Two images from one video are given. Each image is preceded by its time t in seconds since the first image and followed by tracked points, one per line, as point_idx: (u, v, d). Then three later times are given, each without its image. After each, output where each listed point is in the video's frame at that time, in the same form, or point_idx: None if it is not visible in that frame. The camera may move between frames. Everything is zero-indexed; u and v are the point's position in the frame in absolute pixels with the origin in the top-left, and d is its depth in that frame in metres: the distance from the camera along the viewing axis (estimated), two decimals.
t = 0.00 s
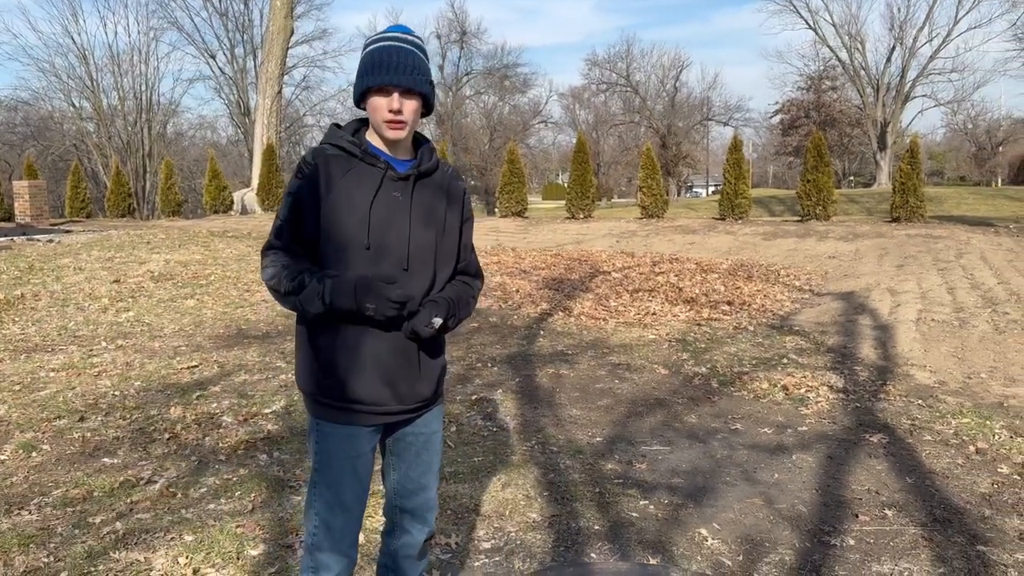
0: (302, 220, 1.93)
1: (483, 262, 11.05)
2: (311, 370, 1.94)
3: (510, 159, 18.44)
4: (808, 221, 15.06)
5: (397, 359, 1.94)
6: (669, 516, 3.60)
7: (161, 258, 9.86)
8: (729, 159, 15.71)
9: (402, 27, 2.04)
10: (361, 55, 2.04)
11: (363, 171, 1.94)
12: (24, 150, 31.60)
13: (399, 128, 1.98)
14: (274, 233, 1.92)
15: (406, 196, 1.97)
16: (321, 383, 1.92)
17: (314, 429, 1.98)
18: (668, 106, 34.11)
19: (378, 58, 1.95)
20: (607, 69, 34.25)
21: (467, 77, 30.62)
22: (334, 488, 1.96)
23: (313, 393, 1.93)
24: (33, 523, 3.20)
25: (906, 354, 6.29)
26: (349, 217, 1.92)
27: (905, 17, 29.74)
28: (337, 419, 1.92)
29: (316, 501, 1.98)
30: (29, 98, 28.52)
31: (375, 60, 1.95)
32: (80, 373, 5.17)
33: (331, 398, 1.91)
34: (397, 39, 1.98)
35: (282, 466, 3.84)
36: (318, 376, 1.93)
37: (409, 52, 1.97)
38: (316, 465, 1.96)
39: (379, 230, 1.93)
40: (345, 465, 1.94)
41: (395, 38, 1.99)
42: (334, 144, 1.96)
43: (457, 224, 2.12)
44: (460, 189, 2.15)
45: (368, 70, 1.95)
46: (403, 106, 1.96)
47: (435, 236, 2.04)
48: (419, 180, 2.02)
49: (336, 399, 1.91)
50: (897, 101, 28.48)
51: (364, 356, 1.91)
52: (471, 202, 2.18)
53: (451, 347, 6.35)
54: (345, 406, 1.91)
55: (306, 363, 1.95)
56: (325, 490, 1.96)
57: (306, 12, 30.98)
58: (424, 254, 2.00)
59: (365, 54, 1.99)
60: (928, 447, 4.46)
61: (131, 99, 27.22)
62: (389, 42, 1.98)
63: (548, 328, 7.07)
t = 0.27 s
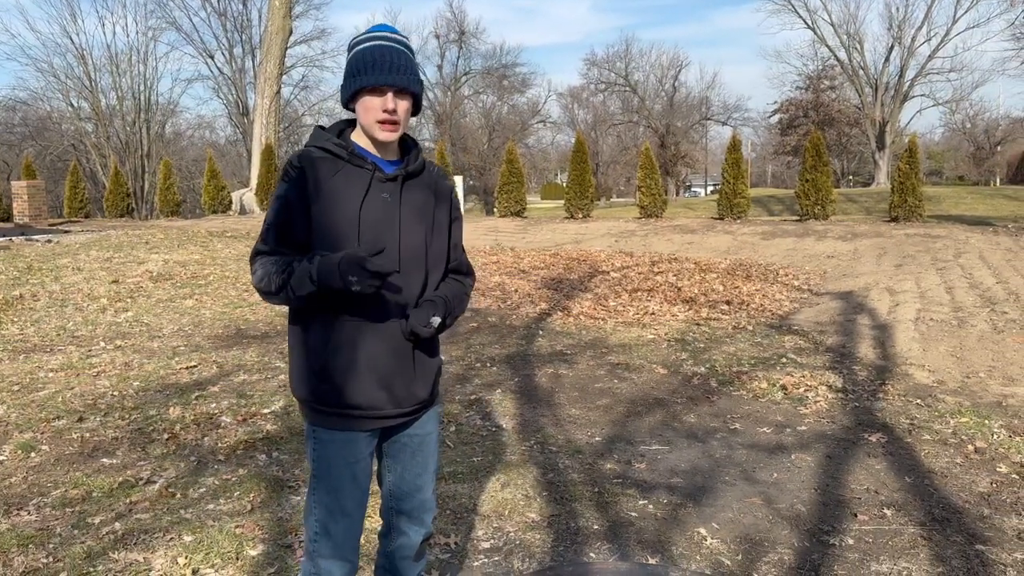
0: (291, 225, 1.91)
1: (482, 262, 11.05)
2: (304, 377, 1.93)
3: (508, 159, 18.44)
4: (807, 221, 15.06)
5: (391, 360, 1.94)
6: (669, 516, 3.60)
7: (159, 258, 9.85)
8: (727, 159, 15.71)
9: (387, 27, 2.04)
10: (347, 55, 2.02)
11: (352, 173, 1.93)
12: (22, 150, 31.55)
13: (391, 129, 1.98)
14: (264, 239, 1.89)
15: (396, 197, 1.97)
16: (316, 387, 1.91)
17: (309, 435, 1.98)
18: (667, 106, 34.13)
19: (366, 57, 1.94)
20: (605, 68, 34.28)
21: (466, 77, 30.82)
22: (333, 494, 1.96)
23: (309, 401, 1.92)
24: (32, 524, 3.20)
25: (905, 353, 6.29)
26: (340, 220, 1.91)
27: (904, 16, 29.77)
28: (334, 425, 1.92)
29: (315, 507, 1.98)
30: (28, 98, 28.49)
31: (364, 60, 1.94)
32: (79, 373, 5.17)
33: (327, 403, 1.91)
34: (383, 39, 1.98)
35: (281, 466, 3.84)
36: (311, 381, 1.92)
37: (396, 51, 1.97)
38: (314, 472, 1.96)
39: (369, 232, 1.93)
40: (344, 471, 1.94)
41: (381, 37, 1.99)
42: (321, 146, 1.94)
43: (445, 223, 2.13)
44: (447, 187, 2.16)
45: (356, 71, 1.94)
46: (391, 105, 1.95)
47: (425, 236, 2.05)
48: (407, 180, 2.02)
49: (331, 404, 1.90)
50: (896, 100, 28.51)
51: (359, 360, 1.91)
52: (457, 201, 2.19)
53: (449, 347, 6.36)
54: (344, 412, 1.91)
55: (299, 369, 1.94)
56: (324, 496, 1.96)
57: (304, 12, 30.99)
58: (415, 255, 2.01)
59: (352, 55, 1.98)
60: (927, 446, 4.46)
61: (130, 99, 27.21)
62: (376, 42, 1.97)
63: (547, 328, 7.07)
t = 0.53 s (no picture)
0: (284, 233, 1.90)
1: (482, 263, 11.04)
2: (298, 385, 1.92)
3: (509, 160, 18.44)
4: (808, 221, 15.06)
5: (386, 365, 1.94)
6: (669, 518, 3.60)
7: (160, 259, 9.86)
8: (728, 160, 15.71)
9: (372, 27, 2.04)
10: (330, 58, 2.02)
11: (343, 178, 1.93)
12: (22, 150, 31.55)
13: (379, 129, 1.97)
14: (258, 248, 1.87)
15: (388, 200, 1.97)
16: (310, 396, 1.90)
17: (304, 442, 1.97)
18: (667, 107, 34.14)
19: (351, 58, 1.94)
20: (606, 69, 34.29)
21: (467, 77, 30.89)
22: (330, 501, 1.96)
23: (303, 410, 1.91)
24: (33, 525, 3.20)
25: (906, 354, 6.29)
26: (333, 226, 1.90)
27: (904, 16, 29.78)
28: (329, 432, 1.92)
29: (312, 514, 1.97)
30: (28, 98, 28.51)
31: (350, 61, 1.95)
32: (80, 375, 5.17)
33: (322, 410, 1.90)
34: (368, 39, 1.99)
35: (282, 467, 3.84)
36: (306, 389, 1.91)
37: (382, 50, 1.97)
38: (311, 479, 1.96)
39: (363, 236, 1.92)
40: (340, 477, 1.95)
41: (366, 38, 1.99)
42: (311, 151, 1.94)
43: (437, 224, 2.13)
44: (437, 189, 2.16)
45: (343, 72, 1.94)
46: (378, 105, 1.95)
47: (418, 239, 2.05)
48: (398, 183, 2.02)
49: (326, 412, 1.90)
50: (897, 101, 28.52)
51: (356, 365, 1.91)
52: (448, 202, 2.19)
53: (450, 348, 6.36)
54: (339, 419, 1.91)
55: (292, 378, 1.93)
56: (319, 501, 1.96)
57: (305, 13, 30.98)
58: (409, 258, 2.01)
59: (337, 56, 1.98)
60: (928, 448, 4.46)
61: (130, 99, 27.21)
62: (361, 42, 1.97)
63: (547, 329, 7.07)
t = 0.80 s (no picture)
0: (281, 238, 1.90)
1: (484, 264, 11.04)
2: (296, 391, 1.92)
3: (510, 161, 18.44)
4: (809, 222, 15.05)
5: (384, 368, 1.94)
6: (671, 519, 3.60)
7: (161, 260, 9.87)
8: (730, 161, 15.72)
9: (366, 25, 2.04)
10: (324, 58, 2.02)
11: (339, 180, 1.93)
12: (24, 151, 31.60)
13: (374, 128, 1.97)
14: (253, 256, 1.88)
15: (385, 202, 1.97)
16: (308, 401, 1.90)
17: (302, 447, 1.97)
18: (669, 108, 34.15)
19: (345, 57, 1.94)
20: (607, 70, 34.31)
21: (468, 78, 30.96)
22: (328, 505, 1.96)
23: (302, 414, 1.91)
24: (35, 526, 3.20)
25: (908, 356, 6.28)
26: (330, 229, 1.90)
27: (906, 17, 29.78)
28: (328, 437, 1.92)
29: (310, 518, 1.97)
30: (30, 99, 28.55)
31: (344, 59, 1.94)
32: (81, 376, 5.18)
33: (320, 415, 1.90)
34: (361, 37, 1.99)
35: (283, 469, 3.84)
36: (303, 394, 1.91)
37: (376, 49, 1.97)
38: (308, 484, 1.96)
39: (360, 239, 1.92)
40: (337, 481, 1.95)
41: (360, 38, 1.99)
42: (306, 154, 1.94)
43: (434, 224, 2.14)
44: (434, 188, 2.17)
45: (337, 71, 1.94)
46: (374, 105, 1.95)
47: (416, 240, 2.05)
48: (395, 183, 2.02)
49: (325, 416, 1.90)
50: (898, 102, 28.53)
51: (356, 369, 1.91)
52: (445, 201, 2.19)
53: (451, 350, 6.36)
54: (339, 423, 1.91)
55: (289, 384, 1.93)
56: (318, 505, 1.96)
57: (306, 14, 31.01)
58: (407, 259, 2.02)
59: (331, 55, 1.98)
60: (930, 449, 4.45)
61: (132, 100, 27.26)
62: (355, 41, 1.97)
63: (548, 330, 7.07)
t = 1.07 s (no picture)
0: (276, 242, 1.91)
1: (485, 266, 11.04)
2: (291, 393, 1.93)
3: (512, 163, 18.45)
4: (811, 224, 15.04)
5: (380, 372, 1.94)
6: (672, 521, 3.59)
7: (163, 261, 9.87)
8: (731, 163, 15.72)
9: (369, 27, 2.04)
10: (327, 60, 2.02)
11: (336, 182, 1.93)
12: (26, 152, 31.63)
13: (386, 130, 1.97)
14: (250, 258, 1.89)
15: (382, 204, 1.96)
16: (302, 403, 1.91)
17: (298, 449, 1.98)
18: (670, 109, 34.17)
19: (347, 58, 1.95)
20: (608, 72, 34.33)
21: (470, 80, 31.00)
22: (322, 507, 1.96)
23: (297, 416, 1.92)
24: (36, 527, 3.20)
25: (910, 358, 6.27)
26: (326, 231, 1.90)
27: (907, 19, 29.80)
28: (323, 438, 1.92)
29: (305, 519, 1.97)
30: (33, 101, 28.59)
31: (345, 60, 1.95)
32: (83, 377, 5.18)
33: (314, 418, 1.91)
34: (363, 38, 1.99)
35: (285, 470, 3.84)
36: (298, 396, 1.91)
37: (377, 50, 1.97)
38: (303, 485, 1.96)
39: (355, 242, 1.92)
40: (331, 482, 1.95)
41: (362, 39, 1.99)
42: (304, 156, 1.94)
43: (434, 225, 2.13)
44: (436, 189, 2.16)
45: (339, 72, 1.95)
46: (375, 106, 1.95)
47: (415, 242, 2.04)
48: (393, 185, 2.01)
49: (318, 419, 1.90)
50: (900, 104, 28.55)
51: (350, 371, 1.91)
52: (446, 202, 2.19)
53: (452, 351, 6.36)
54: (335, 426, 1.91)
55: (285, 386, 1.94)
56: (312, 507, 1.96)
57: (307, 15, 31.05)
58: (404, 261, 2.00)
59: (334, 56, 1.98)
60: (931, 452, 4.45)
61: (134, 102, 27.28)
62: (357, 41, 1.97)
63: (550, 332, 7.07)
